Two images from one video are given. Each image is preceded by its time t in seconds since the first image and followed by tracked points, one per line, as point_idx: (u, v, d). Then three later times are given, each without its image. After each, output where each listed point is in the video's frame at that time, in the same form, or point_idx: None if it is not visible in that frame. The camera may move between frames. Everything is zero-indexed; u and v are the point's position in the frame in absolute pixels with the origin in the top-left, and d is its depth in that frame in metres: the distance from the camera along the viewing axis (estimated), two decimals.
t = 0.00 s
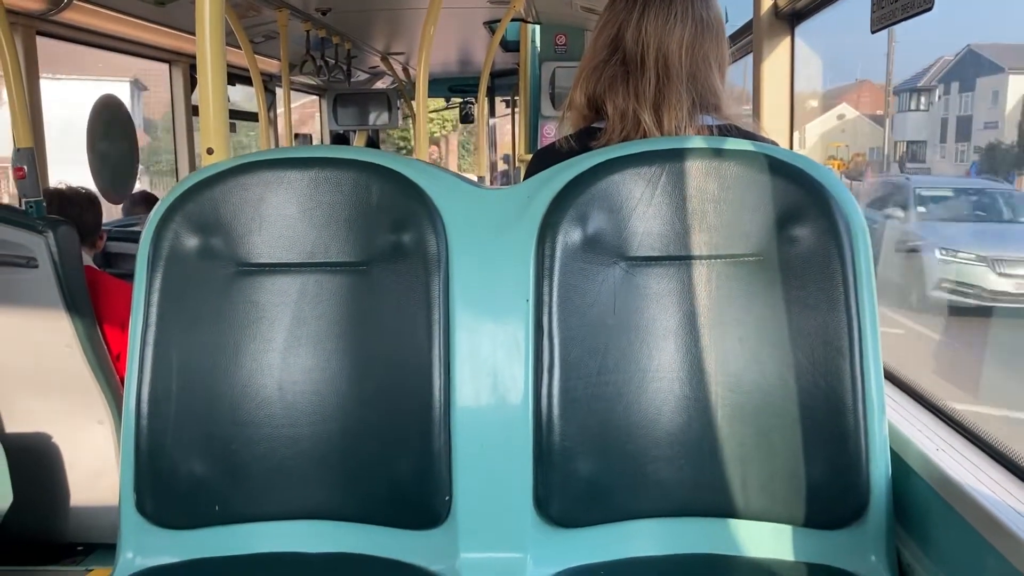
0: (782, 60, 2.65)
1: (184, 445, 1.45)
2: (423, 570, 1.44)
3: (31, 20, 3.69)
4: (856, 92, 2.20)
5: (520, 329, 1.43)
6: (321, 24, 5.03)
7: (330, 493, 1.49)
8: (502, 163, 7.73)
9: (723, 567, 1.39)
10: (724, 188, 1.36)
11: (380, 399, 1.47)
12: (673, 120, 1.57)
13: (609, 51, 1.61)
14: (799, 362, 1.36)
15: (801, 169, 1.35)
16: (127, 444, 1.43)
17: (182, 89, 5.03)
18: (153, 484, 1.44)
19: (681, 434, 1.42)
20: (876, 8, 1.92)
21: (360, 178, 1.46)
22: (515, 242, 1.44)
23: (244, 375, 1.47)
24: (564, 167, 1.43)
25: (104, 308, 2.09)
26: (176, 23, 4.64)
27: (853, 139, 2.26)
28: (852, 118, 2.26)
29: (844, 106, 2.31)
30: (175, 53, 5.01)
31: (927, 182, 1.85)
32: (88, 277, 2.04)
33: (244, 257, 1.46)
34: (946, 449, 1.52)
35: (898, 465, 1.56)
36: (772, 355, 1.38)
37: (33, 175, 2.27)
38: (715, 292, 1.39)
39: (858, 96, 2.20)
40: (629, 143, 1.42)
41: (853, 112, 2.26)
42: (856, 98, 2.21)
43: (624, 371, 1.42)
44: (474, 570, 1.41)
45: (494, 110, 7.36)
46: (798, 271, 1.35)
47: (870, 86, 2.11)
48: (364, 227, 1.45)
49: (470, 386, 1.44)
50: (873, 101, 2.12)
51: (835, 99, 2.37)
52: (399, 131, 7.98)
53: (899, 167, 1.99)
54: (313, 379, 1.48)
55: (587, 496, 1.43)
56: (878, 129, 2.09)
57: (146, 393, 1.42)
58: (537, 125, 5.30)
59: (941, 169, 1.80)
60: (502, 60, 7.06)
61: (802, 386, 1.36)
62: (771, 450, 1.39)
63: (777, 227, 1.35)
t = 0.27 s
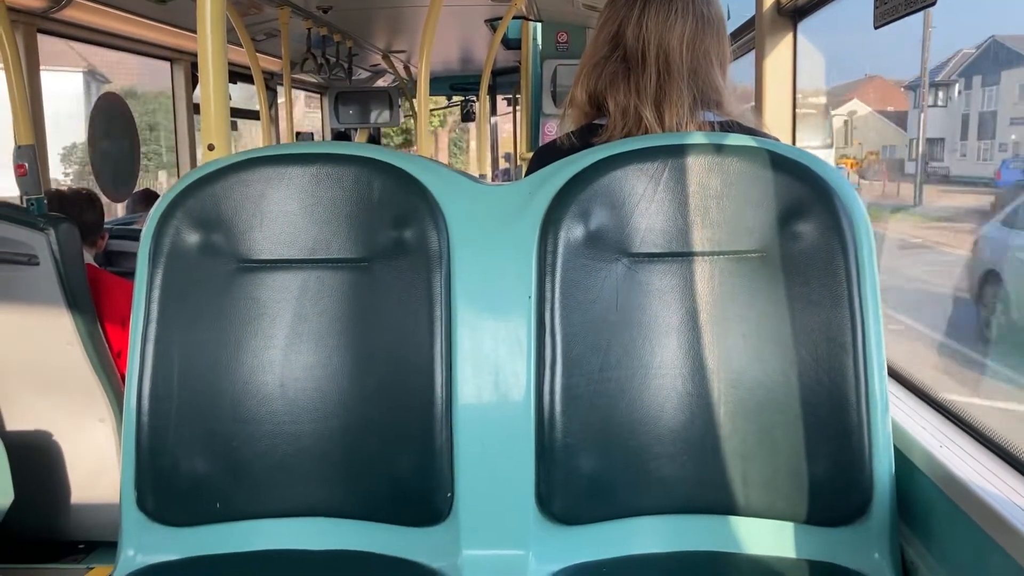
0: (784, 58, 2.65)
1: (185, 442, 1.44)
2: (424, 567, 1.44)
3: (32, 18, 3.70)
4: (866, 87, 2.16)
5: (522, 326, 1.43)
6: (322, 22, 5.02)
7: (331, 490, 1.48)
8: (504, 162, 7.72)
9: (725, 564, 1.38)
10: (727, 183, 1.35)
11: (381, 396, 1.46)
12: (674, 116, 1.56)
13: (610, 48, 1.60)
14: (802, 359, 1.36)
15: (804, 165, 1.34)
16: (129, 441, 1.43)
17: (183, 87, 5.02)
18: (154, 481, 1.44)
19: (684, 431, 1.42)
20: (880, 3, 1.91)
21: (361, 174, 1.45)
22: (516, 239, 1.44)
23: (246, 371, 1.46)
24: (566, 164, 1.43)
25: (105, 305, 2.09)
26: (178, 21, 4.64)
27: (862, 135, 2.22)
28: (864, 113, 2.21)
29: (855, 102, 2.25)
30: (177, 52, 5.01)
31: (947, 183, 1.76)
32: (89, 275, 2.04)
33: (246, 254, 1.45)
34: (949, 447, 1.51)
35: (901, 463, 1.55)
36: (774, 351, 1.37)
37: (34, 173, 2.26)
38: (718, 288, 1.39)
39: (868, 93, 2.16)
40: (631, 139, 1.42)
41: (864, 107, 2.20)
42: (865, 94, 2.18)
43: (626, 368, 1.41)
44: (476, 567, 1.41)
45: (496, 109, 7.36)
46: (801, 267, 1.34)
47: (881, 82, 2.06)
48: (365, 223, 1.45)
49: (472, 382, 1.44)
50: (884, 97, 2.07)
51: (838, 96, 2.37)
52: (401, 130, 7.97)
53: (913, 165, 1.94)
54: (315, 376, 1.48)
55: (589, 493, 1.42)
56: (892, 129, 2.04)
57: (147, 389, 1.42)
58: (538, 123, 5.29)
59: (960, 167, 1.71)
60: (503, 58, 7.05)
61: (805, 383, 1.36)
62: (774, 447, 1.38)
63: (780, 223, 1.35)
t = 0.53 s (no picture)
0: (784, 60, 2.65)
1: (185, 442, 1.45)
2: (423, 567, 1.44)
3: (35, 16, 3.73)
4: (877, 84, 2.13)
5: (522, 327, 1.43)
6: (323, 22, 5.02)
7: (331, 490, 1.49)
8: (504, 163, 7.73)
9: (722, 566, 1.39)
10: (726, 186, 1.36)
11: (381, 396, 1.47)
12: (673, 120, 1.57)
13: (609, 52, 1.60)
14: (800, 362, 1.36)
15: (803, 168, 1.35)
16: (129, 440, 1.43)
17: (183, 86, 5.03)
18: (154, 480, 1.44)
19: (682, 433, 1.42)
20: (880, 7, 1.92)
21: (362, 175, 1.46)
22: (516, 241, 1.44)
23: (246, 371, 1.47)
24: (566, 166, 1.43)
25: (106, 304, 2.09)
26: (179, 21, 4.64)
27: (894, 130, 2.20)
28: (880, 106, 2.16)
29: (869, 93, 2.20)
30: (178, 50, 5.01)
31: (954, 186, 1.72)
32: (89, 274, 2.04)
33: (247, 254, 1.46)
34: (947, 449, 1.52)
35: (899, 465, 1.55)
36: (773, 354, 1.38)
37: (35, 171, 2.27)
38: (717, 291, 1.39)
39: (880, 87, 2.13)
40: (631, 142, 1.42)
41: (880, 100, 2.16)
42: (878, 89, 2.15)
43: (626, 370, 1.42)
44: (475, 568, 1.41)
45: (496, 109, 7.36)
46: (800, 271, 1.35)
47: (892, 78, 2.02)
48: (365, 224, 1.45)
49: (471, 383, 1.45)
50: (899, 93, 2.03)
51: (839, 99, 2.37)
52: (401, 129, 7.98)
53: (926, 165, 1.90)
54: (315, 376, 1.48)
55: (587, 494, 1.43)
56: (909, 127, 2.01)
57: (147, 389, 1.42)
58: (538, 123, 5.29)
59: (969, 168, 1.65)
60: (504, 59, 7.05)
61: (803, 385, 1.36)
62: (772, 450, 1.39)
63: (779, 226, 1.35)
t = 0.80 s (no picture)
0: (785, 55, 2.65)
1: (183, 433, 1.45)
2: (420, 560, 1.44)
3: (35, 6, 3.74)
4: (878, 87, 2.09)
5: (521, 320, 1.43)
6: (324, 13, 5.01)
7: (328, 482, 1.49)
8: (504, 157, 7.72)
9: (719, 561, 1.39)
10: (726, 180, 1.36)
11: (379, 389, 1.47)
12: (677, 112, 1.56)
13: (614, 43, 1.60)
14: (799, 357, 1.36)
15: (803, 163, 1.34)
16: (127, 431, 1.43)
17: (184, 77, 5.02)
18: (151, 471, 1.44)
19: (681, 428, 1.42)
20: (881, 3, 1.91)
21: (361, 167, 1.45)
22: (515, 234, 1.44)
23: (244, 363, 1.47)
24: (566, 159, 1.43)
25: (105, 295, 2.09)
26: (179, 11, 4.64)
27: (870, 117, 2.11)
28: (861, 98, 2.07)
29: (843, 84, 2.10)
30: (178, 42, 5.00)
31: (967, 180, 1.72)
32: (88, 265, 2.04)
33: (246, 246, 1.45)
34: (945, 445, 1.52)
35: (897, 461, 1.56)
36: (772, 348, 1.38)
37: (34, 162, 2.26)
38: (716, 285, 1.39)
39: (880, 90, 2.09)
40: (631, 135, 1.42)
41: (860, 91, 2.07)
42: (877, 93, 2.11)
43: (624, 364, 1.42)
44: (472, 561, 1.41)
45: (497, 103, 7.36)
46: (800, 266, 1.34)
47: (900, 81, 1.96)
48: (364, 216, 1.45)
49: (470, 376, 1.44)
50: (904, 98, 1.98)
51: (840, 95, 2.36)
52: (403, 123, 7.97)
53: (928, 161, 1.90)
54: (314, 368, 1.48)
55: (585, 488, 1.42)
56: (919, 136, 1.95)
57: (145, 380, 1.42)
58: (539, 117, 5.28)
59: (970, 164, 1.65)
60: (505, 52, 7.04)
61: (801, 380, 1.36)
62: (770, 444, 1.39)
63: (779, 221, 1.35)
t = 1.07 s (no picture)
0: (785, 53, 2.65)
1: (181, 429, 1.44)
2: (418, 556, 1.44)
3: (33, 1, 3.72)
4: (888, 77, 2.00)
5: (520, 317, 1.43)
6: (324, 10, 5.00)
7: (327, 478, 1.49)
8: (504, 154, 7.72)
9: (718, 558, 1.39)
10: (726, 178, 1.35)
11: (378, 385, 1.46)
12: (677, 110, 1.56)
13: (615, 41, 1.59)
14: (799, 355, 1.36)
15: (803, 160, 1.34)
16: (125, 427, 1.43)
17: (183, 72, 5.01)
18: (149, 467, 1.44)
19: (680, 425, 1.42)
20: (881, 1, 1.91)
21: (360, 163, 1.45)
22: (515, 231, 1.44)
23: (243, 358, 1.46)
24: (566, 156, 1.42)
25: (104, 291, 2.09)
26: (178, 7, 4.63)
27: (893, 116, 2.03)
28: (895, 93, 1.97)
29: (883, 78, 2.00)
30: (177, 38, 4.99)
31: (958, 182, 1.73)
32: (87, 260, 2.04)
33: (245, 241, 1.45)
34: (944, 443, 1.52)
35: (895, 459, 1.56)
36: (772, 346, 1.38)
37: (32, 157, 2.26)
38: (716, 282, 1.39)
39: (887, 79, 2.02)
40: (631, 132, 1.42)
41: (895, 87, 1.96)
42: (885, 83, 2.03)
43: (624, 361, 1.42)
44: (470, 557, 1.41)
45: (496, 100, 7.35)
46: (800, 264, 1.34)
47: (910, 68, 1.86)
48: (363, 212, 1.45)
49: (469, 373, 1.44)
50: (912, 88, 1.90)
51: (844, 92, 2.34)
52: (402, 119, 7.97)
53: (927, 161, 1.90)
54: (312, 364, 1.48)
55: (584, 485, 1.42)
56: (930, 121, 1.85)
57: (144, 376, 1.41)
58: (539, 114, 5.28)
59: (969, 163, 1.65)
60: (505, 50, 7.04)
61: (801, 378, 1.36)
62: (769, 442, 1.39)
63: (779, 218, 1.35)
